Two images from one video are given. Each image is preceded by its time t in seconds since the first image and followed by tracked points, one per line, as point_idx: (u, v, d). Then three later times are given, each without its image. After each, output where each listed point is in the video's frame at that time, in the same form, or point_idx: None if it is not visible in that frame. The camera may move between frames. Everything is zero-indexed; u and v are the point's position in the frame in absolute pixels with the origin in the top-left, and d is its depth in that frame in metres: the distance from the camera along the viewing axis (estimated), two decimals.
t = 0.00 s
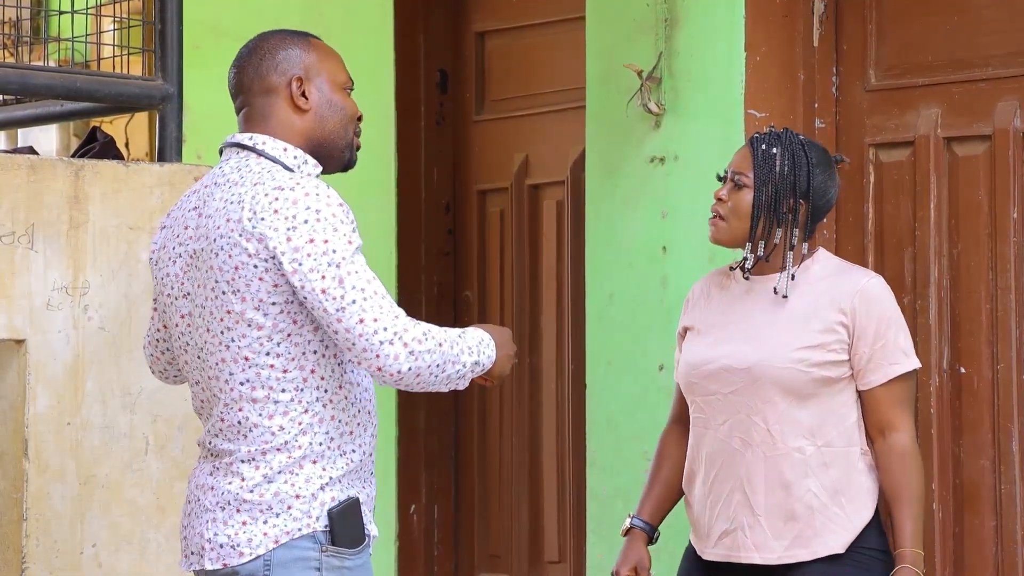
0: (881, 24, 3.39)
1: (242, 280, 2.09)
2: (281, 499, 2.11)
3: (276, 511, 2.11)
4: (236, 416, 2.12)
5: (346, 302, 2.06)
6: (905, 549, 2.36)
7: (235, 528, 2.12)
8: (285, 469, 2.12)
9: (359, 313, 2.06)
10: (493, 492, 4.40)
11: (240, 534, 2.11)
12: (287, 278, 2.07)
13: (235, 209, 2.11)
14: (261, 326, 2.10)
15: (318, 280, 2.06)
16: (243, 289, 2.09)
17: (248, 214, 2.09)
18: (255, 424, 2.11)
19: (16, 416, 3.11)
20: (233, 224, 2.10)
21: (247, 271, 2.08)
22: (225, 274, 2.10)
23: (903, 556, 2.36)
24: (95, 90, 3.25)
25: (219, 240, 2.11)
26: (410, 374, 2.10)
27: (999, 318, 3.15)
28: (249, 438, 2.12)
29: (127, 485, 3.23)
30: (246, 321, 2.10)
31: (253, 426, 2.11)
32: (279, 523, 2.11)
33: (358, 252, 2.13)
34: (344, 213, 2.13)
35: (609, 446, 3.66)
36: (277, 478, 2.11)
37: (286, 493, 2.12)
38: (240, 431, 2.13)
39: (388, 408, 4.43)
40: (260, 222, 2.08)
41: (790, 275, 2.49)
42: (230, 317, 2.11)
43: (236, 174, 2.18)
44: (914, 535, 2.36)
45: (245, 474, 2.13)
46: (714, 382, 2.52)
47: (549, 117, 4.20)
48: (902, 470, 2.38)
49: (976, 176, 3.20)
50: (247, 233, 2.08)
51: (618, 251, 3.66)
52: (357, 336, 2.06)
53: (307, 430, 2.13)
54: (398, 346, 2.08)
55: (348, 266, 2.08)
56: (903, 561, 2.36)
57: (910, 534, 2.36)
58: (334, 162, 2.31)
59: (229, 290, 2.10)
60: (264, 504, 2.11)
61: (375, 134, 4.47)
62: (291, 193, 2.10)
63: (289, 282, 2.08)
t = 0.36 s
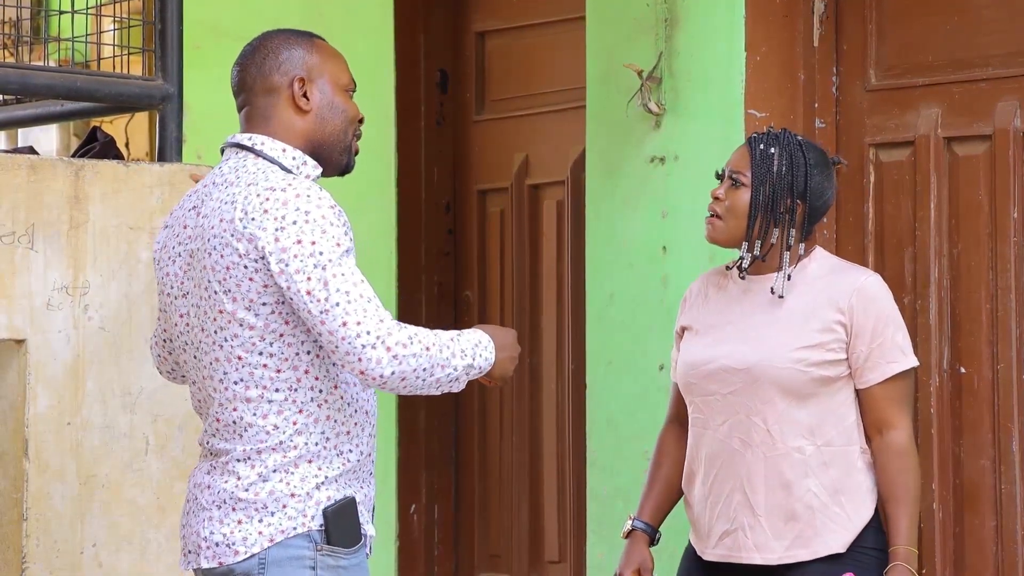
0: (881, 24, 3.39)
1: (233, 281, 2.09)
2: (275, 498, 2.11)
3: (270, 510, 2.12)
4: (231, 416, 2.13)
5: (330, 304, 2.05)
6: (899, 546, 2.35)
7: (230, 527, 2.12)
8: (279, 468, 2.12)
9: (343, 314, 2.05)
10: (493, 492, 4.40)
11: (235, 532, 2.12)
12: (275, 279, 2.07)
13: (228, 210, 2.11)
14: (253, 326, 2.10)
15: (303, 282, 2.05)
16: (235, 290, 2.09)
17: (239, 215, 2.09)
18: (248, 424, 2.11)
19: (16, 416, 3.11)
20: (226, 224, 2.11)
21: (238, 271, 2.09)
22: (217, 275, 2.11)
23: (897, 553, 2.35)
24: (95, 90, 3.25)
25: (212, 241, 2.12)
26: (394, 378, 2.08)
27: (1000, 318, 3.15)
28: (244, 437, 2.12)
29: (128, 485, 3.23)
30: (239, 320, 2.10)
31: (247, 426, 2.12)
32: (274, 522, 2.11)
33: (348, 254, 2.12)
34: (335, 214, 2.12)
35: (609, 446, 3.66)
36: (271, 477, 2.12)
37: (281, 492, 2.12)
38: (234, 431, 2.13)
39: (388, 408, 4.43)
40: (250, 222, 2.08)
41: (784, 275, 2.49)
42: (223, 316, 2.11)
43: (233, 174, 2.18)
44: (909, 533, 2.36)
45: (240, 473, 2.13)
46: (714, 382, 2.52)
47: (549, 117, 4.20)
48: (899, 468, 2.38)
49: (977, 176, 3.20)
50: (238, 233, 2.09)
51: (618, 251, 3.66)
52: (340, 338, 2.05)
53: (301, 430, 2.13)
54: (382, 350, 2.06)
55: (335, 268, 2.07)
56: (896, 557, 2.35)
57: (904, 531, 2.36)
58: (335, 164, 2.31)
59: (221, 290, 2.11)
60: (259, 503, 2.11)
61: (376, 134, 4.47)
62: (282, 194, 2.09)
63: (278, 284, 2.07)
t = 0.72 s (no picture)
0: (881, 24, 3.39)
1: (231, 280, 2.09)
2: (273, 497, 2.11)
3: (268, 509, 2.12)
4: (230, 415, 2.13)
5: (320, 305, 2.04)
6: (900, 543, 2.35)
7: (228, 525, 2.12)
8: (278, 467, 2.12)
9: (334, 317, 2.04)
10: (493, 492, 4.40)
11: (232, 531, 2.11)
12: (272, 279, 2.07)
13: (228, 209, 2.12)
14: (252, 326, 2.10)
15: (297, 282, 2.05)
16: (233, 289, 2.09)
17: (239, 214, 2.10)
18: (247, 423, 2.11)
19: (16, 416, 3.11)
20: (226, 223, 2.11)
21: (236, 271, 2.09)
22: (216, 274, 2.11)
23: (898, 550, 2.35)
24: (95, 89, 3.24)
25: (212, 239, 2.12)
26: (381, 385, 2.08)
27: (1000, 319, 3.15)
28: (243, 437, 2.12)
29: (128, 485, 3.23)
30: (237, 320, 2.10)
31: (245, 425, 2.12)
32: (272, 521, 2.11)
33: (345, 257, 2.11)
34: (334, 216, 2.12)
35: (609, 446, 3.66)
36: (270, 476, 2.12)
37: (279, 491, 2.12)
38: (233, 430, 2.13)
39: (388, 408, 4.43)
40: (250, 222, 2.08)
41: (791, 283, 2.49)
42: (222, 315, 2.11)
43: (233, 173, 2.18)
44: (909, 530, 2.36)
45: (239, 472, 2.13)
46: (709, 394, 2.51)
47: (549, 117, 4.20)
48: (901, 468, 2.39)
49: (977, 176, 3.20)
50: (237, 232, 2.09)
51: (618, 252, 3.66)
52: (330, 341, 2.04)
53: (300, 430, 2.13)
54: (371, 354, 2.06)
55: (330, 270, 2.07)
56: (897, 554, 2.35)
57: (904, 528, 2.36)
58: (333, 164, 2.31)
59: (220, 289, 2.11)
60: (257, 502, 2.11)
61: (376, 134, 4.47)
62: (281, 194, 2.09)
63: (275, 284, 2.07)
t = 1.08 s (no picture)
0: (881, 23, 3.39)
1: (226, 279, 2.09)
2: (271, 496, 2.12)
3: (266, 509, 2.12)
4: (227, 414, 2.13)
5: (300, 306, 2.04)
6: (896, 545, 2.37)
7: (226, 525, 2.12)
8: (276, 467, 2.12)
9: (312, 320, 2.04)
10: (494, 492, 4.40)
11: (231, 531, 2.11)
12: (263, 279, 2.07)
13: (225, 209, 2.12)
14: (246, 326, 2.09)
15: (282, 282, 2.04)
16: (227, 288, 2.10)
17: (235, 214, 2.10)
18: (245, 422, 2.12)
19: (16, 416, 3.11)
20: (222, 223, 2.11)
21: (230, 271, 2.09)
22: (211, 273, 2.11)
23: (894, 553, 2.37)
24: (95, 89, 3.24)
25: (209, 238, 2.12)
26: (353, 394, 2.05)
27: (1000, 319, 3.15)
28: (241, 436, 2.12)
29: (129, 485, 3.23)
30: (232, 319, 2.10)
31: (243, 424, 2.12)
32: (270, 521, 2.11)
33: (335, 262, 2.11)
34: (328, 219, 2.12)
35: (609, 446, 3.66)
36: (268, 476, 2.12)
37: (277, 490, 2.12)
38: (231, 429, 2.13)
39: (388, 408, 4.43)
40: (245, 221, 2.09)
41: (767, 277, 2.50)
42: (218, 314, 2.11)
43: (233, 173, 2.19)
44: (905, 531, 2.38)
45: (237, 472, 2.13)
46: (705, 396, 2.51)
47: (548, 117, 4.20)
48: (895, 469, 2.40)
49: (977, 176, 3.21)
50: (232, 231, 2.09)
51: (617, 252, 3.66)
52: (306, 343, 2.03)
53: (298, 429, 2.13)
54: (344, 361, 2.04)
55: (317, 273, 2.06)
56: (895, 556, 2.37)
57: (900, 530, 2.38)
58: (333, 167, 2.31)
59: (215, 288, 2.11)
60: (255, 501, 2.11)
61: (376, 134, 4.47)
62: (277, 194, 2.10)
63: (264, 284, 2.07)
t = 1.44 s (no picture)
0: (881, 23, 3.39)
1: (215, 278, 2.10)
2: (265, 495, 2.12)
3: (260, 508, 2.12)
4: (220, 413, 2.13)
5: (278, 305, 2.03)
6: (888, 550, 2.37)
7: (221, 525, 2.12)
8: (270, 466, 2.12)
9: (290, 320, 2.03)
10: (493, 492, 4.40)
11: (226, 531, 2.11)
12: (249, 279, 2.07)
13: (218, 208, 2.12)
14: (236, 325, 2.10)
15: (264, 281, 2.04)
16: (217, 288, 2.10)
17: (225, 213, 2.10)
18: (238, 421, 2.12)
19: (16, 416, 3.11)
20: (215, 222, 2.12)
21: (219, 270, 2.09)
22: (202, 272, 2.11)
23: (886, 557, 2.37)
24: (95, 89, 3.24)
25: (202, 237, 2.13)
26: (326, 399, 2.04)
27: (1000, 319, 3.15)
28: (234, 435, 2.13)
29: (129, 484, 3.23)
30: (223, 318, 2.10)
31: (236, 423, 2.12)
32: (264, 520, 2.12)
33: (320, 265, 2.10)
34: (318, 221, 2.12)
35: (609, 446, 3.66)
36: (262, 475, 2.12)
37: (271, 490, 2.12)
38: (224, 428, 2.14)
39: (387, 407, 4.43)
40: (235, 221, 2.09)
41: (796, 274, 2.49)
42: (210, 313, 2.12)
43: (228, 174, 2.19)
44: (899, 537, 2.38)
45: (232, 471, 2.13)
46: (709, 387, 2.51)
47: (548, 116, 4.20)
48: (892, 474, 2.40)
49: (977, 175, 3.21)
50: (222, 230, 2.10)
51: (617, 252, 3.66)
52: (282, 343, 2.03)
53: (291, 429, 2.13)
54: (318, 363, 2.03)
55: (299, 275, 2.06)
56: (886, 561, 2.37)
57: (895, 535, 2.38)
58: (332, 170, 2.31)
59: (206, 287, 2.11)
60: (249, 501, 2.12)
61: (377, 134, 4.47)
62: (268, 194, 2.10)
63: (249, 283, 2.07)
